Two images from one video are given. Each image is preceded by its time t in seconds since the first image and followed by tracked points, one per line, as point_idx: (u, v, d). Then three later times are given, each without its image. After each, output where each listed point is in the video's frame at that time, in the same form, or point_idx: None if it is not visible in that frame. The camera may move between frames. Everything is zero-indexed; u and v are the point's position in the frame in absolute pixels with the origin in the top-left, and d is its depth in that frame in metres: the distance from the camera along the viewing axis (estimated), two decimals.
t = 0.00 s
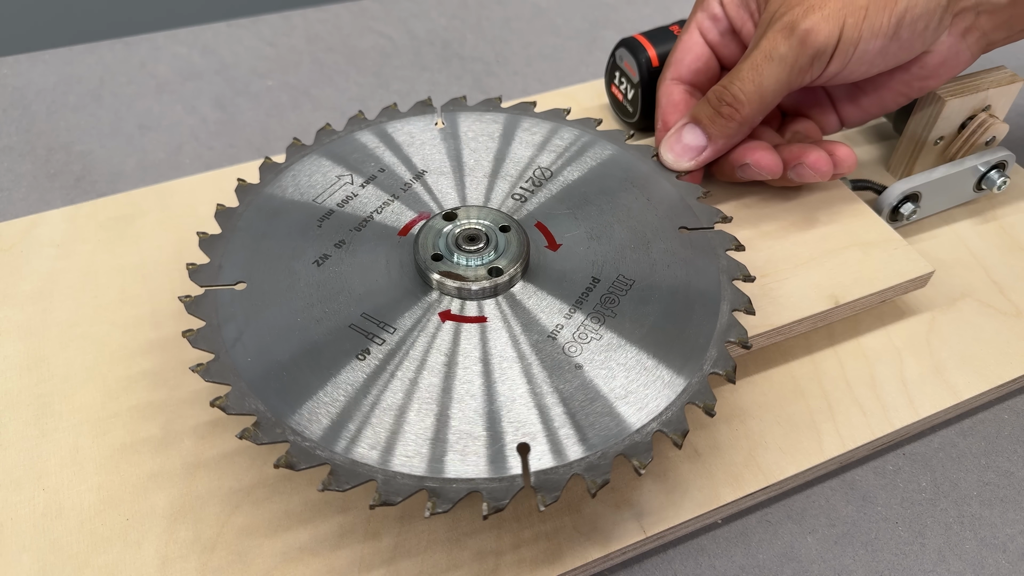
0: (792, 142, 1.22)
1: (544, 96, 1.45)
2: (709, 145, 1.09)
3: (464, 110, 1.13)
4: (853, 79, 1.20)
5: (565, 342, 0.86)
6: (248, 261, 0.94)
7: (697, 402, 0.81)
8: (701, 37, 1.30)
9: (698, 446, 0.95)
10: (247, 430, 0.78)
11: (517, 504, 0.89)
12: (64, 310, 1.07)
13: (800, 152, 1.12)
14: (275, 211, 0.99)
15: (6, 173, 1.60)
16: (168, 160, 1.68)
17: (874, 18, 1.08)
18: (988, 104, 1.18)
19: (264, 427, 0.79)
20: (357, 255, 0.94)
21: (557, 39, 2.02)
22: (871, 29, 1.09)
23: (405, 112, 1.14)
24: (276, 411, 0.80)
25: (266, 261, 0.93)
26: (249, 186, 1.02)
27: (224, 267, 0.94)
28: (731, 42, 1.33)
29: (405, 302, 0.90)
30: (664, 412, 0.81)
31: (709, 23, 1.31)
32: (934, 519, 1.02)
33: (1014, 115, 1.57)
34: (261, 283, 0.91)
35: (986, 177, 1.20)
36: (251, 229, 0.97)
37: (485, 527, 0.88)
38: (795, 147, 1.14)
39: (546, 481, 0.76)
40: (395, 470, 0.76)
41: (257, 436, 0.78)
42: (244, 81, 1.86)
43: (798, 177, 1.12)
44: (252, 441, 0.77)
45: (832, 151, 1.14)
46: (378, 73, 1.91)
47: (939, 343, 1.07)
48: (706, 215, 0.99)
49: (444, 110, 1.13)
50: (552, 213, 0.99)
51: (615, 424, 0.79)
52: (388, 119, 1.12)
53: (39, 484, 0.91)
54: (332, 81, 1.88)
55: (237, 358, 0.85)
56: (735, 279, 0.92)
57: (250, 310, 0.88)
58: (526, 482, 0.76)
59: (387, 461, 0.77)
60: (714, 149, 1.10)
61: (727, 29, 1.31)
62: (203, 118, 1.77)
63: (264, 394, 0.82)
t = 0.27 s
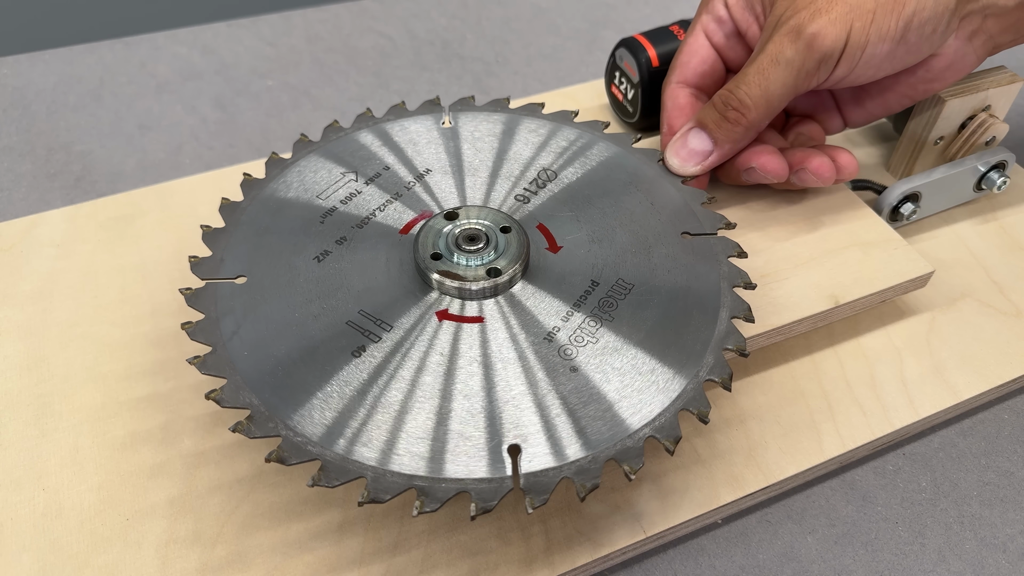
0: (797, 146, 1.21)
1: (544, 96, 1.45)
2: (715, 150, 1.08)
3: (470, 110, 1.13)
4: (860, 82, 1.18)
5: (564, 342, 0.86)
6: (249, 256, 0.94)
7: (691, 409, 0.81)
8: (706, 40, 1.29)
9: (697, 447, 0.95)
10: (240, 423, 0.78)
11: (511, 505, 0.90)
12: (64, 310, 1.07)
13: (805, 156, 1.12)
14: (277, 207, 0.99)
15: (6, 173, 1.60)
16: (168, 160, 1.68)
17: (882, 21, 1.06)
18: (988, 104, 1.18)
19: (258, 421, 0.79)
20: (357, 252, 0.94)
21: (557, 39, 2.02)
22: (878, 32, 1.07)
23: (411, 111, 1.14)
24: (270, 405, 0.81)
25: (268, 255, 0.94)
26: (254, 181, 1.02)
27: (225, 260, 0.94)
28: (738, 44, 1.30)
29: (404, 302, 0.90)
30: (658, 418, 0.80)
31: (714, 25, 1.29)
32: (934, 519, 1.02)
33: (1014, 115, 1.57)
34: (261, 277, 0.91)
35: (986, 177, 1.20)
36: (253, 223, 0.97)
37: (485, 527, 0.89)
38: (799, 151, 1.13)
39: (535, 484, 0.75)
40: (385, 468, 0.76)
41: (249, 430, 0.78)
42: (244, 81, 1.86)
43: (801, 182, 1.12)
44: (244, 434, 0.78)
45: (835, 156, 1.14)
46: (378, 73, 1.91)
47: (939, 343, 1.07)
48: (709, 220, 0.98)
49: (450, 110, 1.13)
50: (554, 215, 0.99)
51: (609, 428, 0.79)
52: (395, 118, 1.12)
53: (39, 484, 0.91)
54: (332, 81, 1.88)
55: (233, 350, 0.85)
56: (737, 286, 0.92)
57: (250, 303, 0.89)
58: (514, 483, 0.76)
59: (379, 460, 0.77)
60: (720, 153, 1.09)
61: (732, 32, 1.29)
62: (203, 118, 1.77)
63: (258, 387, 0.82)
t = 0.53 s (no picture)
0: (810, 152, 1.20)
1: (544, 96, 1.45)
2: (722, 155, 1.07)
3: (479, 111, 1.13)
4: (869, 87, 1.18)
5: (563, 343, 0.86)
6: (250, 250, 0.94)
7: (683, 417, 0.80)
8: (712, 47, 1.27)
9: (698, 446, 0.95)
10: (231, 414, 0.79)
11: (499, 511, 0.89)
12: (64, 310, 1.07)
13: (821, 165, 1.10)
14: (279, 203, 1.00)
15: (6, 173, 1.60)
16: (168, 160, 1.68)
17: (888, 25, 1.05)
18: (988, 104, 1.18)
19: (249, 413, 0.80)
20: (357, 248, 0.95)
21: (557, 39, 2.02)
22: (884, 36, 1.06)
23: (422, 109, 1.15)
24: (263, 397, 0.81)
25: (270, 250, 0.94)
26: (261, 174, 1.03)
27: (227, 253, 0.94)
28: (744, 51, 1.28)
29: (404, 302, 0.90)
30: (648, 425, 0.80)
31: (720, 32, 1.27)
32: (934, 519, 1.02)
33: (1013, 115, 1.58)
34: (262, 271, 0.92)
35: (986, 177, 1.20)
36: (257, 217, 0.98)
37: (485, 528, 0.88)
38: (814, 160, 1.11)
39: (520, 486, 0.75)
40: (372, 465, 0.76)
41: (240, 421, 0.78)
42: (244, 81, 1.86)
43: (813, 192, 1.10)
44: (235, 425, 0.78)
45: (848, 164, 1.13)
46: (378, 73, 1.91)
47: (939, 343, 1.07)
48: (713, 228, 0.97)
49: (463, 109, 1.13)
50: (557, 217, 0.99)
51: (599, 432, 0.79)
52: (405, 116, 1.13)
53: (39, 484, 0.91)
54: (332, 81, 1.88)
55: (230, 343, 0.86)
56: (737, 294, 0.91)
57: (248, 296, 0.90)
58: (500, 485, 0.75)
59: (367, 457, 0.77)
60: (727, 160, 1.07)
61: (739, 39, 1.27)
62: (203, 118, 1.77)
63: (253, 379, 0.83)
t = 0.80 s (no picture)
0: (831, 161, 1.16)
1: (544, 96, 1.45)
2: (735, 168, 1.04)
3: (496, 113, 1.13)
4: (888, 98, 1.14)
5: (559, 345, 0.86)
6: (253, 237, 0.96)
7: (665, 433, 0.79)
8: (725, 58, 1.23)
9: (698, 446, 0.95)
10: (218, 397, 0.80)
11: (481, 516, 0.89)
12: (64, 310, 1.07)
13: (844, 170, 1.06)
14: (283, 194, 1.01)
15: (6, 173, 1.60)
16: (168, 160, 1.68)
17: (907, 36, 1.02)
18: (988, 105, 1.19)
19: (234, 396, 0.81)
20: (359, 241, 0.96)
21: (557, 39, 2.02)
22: (903, 47, 1.03)
23: (440, 109, 1.15)
24: (249, 383, 0.82)
25: (275, 239, 0.95)
26: (276, 162, 1.05)
27: (232, 239, 0.96)
28: (758, 62, 1.23)
29: (404, 302, 0.90)
30: (629, 437, 0.79)
31: (733, 43, 1.22)
32: (934, 519, 1.02)
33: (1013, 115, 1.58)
34: (263, 259, 0.93)
35: (986, 177, 1.20)
36: (267, 204, 1.00)
37: (484, 527, 0.88)
38: (836, 166, 1.08)
39: (492, 489, 0.75)
40: (348, 456, 0.77)
41: (226, 404, 0.80)
42: (244, 81, 1.86)
43: (840, 198, 1.07)
44: (220, 408, 0.80)
45: (872, 168, 1.08)
46: (378, 73, 1.91)
47: (939, 343, 1.07)
48: (721, 244, 0.95)
49: (479, 111, 1.13)
50: (562, 223, 0.98)
51: (577, 440, 0.78)
52: (422, 112, 1.14)
53: (38, 484, 0.91)
54: (332, 81, 1.88)
55: (226, 326, 0.87)
56: (736, 312, 0.89)
57: (248, 283, 0.91)
58: (472, 487, 0.75)
59: (349, 450, 0.77)
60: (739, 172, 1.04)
61: (751, 50, 1.22)
62: (203, 118, 1.77)
63: (243, 362, 0.84)
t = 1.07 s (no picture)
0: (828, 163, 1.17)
1: (544, 96, 1.45)
2: (733, 166, 1.04)
3: (495, 112, 1.13)
4: (887, 97, 1.14)
5: (561, 344, 0.86)
6: (253, 240, 0.96)
7: (668, 430, 0.79)
8: (725, 58, 1.23)
9: (698, 446, 0.95)
10: (220, 400, 0.80)
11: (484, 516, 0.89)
12: (64, 310, 1.07)
13: (840, 172, 1.07)
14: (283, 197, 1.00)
15: (6, 173, 1.60)
16: (168, 160, 1.68)
17: (906, 36, 1.02)
18: (988, 104, 1.19)
19: (237, 399, 0.81)
20: (359, 241, 0.96)
21: (557, 39, 2.02)
22: (902, 47, 1.03)
23: (439, 108, 1.15)
24: (253, 384, 0.82)
25: (274, 240, 0.95)
26: (273, 165, 1.05)
27: (233, 240, 0.96)
28: (758, 61, 1.23)
29: (404, 302, 0.90)
30: (630, 435, 0.79)
31: (733, 43, 1.23)
32: (934, 519, 1.02)
33: (1013, 115, 1.58)
34: (263, 261, 0.93)
35: (986, 177, 1.20)
36: (266, 205, 1.00)
37: (485, 526, 0.88)
38: (833, 167, 1.08)
39: (497, 489, 0.75)
40: (352, 458, 0.77)
41: (228, 407, 0.80)
42: (244, 81, 1.86)
43: (835, 200, 1.07)
44: (223, 411, 0.80)
45: (868, 171, 1.09)
46: (378, 73, 1.91)
47: (939, 343, 1.07)
48: (719, 240, 0.96)
49: (477, 110, 1.13)
50: (561, 222, 0.98)
51: (581, 438, 0.78)
52: (420, 113, 1.13)
53: (38, 484, 0.91)
54: (332, 81, 1.88)
55: (225, 329, 0.87)
56: (736, 309, 0.89)
57: (248, 285, 0.91)
58: (477, 486, 0.75)
59: (354, 454, 0.77)
60: (737, 170, 1.04)
61: (750, 49, 1.22)
62: (203, 118, 1.77)
63: (244, 364, 0.84)
